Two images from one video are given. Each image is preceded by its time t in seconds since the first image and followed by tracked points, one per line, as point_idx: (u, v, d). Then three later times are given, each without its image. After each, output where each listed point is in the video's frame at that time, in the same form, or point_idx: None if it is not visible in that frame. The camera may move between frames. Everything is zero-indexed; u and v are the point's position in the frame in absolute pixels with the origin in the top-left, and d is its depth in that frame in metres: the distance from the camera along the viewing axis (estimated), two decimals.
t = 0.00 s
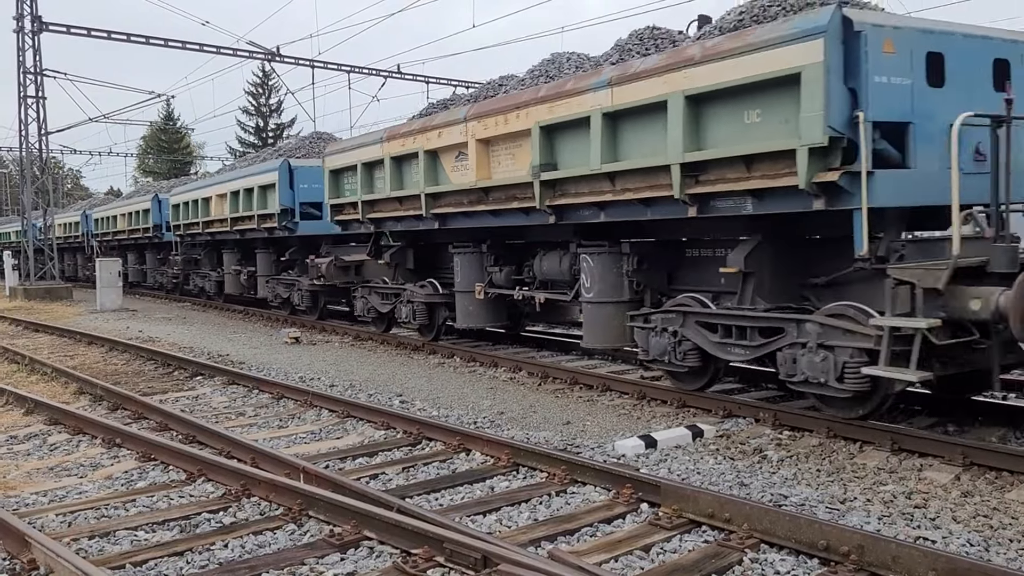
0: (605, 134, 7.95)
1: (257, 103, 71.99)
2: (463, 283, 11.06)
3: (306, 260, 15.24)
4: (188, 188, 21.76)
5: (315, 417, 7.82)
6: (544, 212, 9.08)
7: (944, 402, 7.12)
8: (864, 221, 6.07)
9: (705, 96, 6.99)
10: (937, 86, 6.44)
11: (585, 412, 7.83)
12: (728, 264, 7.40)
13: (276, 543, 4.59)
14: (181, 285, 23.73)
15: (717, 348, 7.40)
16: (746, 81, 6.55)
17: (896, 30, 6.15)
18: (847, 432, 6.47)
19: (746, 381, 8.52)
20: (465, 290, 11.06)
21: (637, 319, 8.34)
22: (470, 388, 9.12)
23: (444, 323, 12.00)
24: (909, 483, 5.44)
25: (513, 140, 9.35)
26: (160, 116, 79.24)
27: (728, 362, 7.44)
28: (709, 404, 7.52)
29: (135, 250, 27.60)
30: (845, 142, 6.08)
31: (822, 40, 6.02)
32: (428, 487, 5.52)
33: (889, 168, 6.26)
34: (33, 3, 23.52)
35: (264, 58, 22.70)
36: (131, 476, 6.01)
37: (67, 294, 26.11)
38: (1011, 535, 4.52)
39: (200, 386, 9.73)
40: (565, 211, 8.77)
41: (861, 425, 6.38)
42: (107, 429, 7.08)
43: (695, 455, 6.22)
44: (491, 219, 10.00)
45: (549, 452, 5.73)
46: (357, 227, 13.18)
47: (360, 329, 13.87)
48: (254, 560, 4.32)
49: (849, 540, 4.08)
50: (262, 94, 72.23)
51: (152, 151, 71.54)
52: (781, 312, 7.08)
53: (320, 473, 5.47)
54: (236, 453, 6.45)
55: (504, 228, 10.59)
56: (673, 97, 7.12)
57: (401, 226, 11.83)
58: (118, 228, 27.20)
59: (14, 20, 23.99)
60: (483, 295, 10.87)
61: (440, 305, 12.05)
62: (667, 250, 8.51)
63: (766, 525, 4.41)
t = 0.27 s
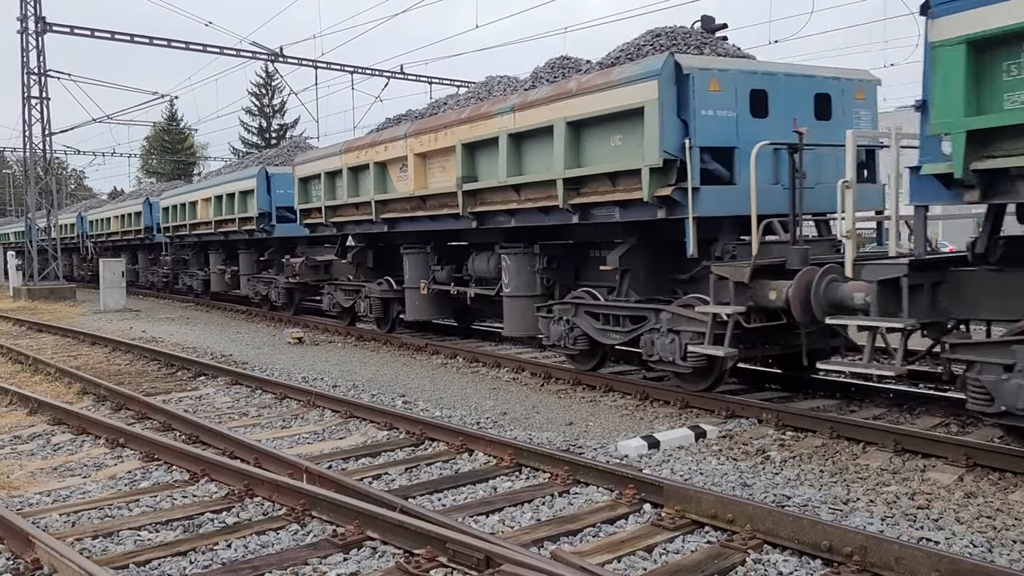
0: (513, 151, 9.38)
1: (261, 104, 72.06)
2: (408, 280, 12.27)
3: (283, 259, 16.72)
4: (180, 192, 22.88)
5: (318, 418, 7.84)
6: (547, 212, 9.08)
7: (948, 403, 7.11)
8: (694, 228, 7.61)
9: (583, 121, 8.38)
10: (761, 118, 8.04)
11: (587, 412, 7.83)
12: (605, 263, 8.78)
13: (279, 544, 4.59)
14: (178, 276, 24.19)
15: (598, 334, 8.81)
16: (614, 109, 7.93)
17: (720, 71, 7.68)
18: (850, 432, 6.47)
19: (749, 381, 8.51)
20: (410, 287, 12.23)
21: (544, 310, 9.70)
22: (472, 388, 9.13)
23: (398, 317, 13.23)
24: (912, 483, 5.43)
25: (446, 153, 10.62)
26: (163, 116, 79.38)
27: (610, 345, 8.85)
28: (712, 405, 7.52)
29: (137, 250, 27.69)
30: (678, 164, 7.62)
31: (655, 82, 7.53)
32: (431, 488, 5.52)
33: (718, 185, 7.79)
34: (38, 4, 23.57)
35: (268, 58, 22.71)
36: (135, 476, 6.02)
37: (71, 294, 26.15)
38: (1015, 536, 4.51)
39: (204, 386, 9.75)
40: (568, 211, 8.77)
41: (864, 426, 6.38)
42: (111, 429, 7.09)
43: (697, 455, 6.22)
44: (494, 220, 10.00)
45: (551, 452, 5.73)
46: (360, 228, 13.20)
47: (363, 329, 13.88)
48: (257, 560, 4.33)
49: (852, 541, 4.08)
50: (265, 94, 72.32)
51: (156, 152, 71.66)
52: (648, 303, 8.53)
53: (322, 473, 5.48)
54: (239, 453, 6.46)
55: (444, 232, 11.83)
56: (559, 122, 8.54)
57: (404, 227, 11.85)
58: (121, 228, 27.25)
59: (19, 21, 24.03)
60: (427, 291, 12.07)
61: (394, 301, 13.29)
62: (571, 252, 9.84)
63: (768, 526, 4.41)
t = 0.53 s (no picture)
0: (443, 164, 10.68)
1: (263, 104, 72.12)
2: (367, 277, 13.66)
3: (264, 260, 17.98)
4: (177, 195, 23.41)
5: (320, 418, 7.84)
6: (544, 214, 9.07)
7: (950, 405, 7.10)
8: (577, 231, 8.88)
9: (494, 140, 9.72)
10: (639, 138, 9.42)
11: (590, 413, 7.83)
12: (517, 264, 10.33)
13: (282, 544, 4.60)
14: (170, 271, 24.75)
15: (554, 330, 9.33)
16: (510, 131, 9.30)
17: (602, 100, 8.98)
18: (852, 433, 6.46)
19: (751, 382, 8.51)
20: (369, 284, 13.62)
21: (473, 302, 11.06)
22: (475, 389, 9.13)
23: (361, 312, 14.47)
24: (915, 484, 5.43)
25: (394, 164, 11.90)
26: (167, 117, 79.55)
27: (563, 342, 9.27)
28: (714, 406, 7.52)
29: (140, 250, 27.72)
30: (564, 177, 8.88)
31: (544, 109, 8.79)
32: (433, 488, 5.53)
33: (601, 195, 9.11)
34: (41, 5, 23.62)
35: (271, 59, 22.73)
36: (138, 476, 6.03)
37: (74, 295, 26.18)
38: (1017, 537, 4.51)
39: (206, 386, 9.75)
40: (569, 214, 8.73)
41: (866, 427, 6.37)
42: (114, 429, 7.11)
43: (700, 456, 6.22)
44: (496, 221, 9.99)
45: (553, 453, 5.73)
46: (362, 229, 13.20)
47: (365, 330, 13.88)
48: (259, 560, 4.34)
49: (854, 542, 4.08)
50: (268, 95, 72.40)
51: (159, 152, 71.75)
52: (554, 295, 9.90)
53: (325, 473, 5.48)
54: (241, 453, 6.46)
55: (399, 236, 13.14)
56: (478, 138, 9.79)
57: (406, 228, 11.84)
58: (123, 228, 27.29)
59: (22, 22, 24.07)
60: (382, 287, 13.42)
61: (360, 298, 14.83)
62: (496, 253, 11.16)
63: (771, 527, 4.41)
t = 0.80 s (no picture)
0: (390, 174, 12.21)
1: (265, 105, 72.18)
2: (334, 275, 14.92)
3: (245, 260, 19.02)
4: (179, 195, 23.46)
5: (323, 418, 7.85)
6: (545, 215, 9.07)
7: (954, 404, 7.09)
8: (496, 233, 10.54)
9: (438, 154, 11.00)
10: (549, 153, 11.03)
11: (592, 413, 7.83)
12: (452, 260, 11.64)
13: (285, 543, 4.61)
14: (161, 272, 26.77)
15: (451, 314, 11.58)
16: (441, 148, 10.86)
17: (515, 120, 10.60)
18: (856, 433, 6.45)
19: (754, 382, 8.51)
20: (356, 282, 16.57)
21: (421, 297, 12.33)
22: (477, 389, 9.13)
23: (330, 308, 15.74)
24: (918, 484, 5.42)
25: (350, 173, 13.38)
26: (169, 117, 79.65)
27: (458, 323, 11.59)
28: (717, 405, 7.52)
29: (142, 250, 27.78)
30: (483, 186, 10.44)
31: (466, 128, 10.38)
32: (436, 488, 5.53)
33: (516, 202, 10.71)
34: (44, 5, 23.65)
35: (273, 60, 22.76)
36: (141, 476, 6.04)
37: (77, 295, 26.22)
38: (1021, 537, 4.50)
39: (209, 386, 9.76)
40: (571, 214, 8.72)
41: (870, 427, 6.37)
42: (117, 429, 7.12)
43: (702, 455, 6.22)
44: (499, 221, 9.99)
45: (556, 452, 5.73)
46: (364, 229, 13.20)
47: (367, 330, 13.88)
48: (263, 560, 4.35)
49: (857, 542, 4.07)
50: (271, 95, 72.43)
51: (161, 153, 71.80)
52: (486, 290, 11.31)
53: (327, 473, 5.49)
54: (244, 453, 6.47)
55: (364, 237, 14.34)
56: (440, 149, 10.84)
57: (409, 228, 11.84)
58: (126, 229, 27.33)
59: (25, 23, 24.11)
60: (347, 284, 14.64)
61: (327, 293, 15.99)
62: (443, 255, 12.69)
63: (774, 527, 4.41)
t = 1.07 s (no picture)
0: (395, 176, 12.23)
1: (267, 106, 72.23)
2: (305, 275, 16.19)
3: (239, 259, 19.57)
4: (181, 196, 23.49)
5: (326, 419, 7.86)
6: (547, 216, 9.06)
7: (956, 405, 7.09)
8: (429, 237, 12.04)
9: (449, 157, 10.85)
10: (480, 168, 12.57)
11: (594, 413, 7.83)
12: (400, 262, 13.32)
13: (288, 544, 4.61)
14: (151, 272, 27.28)
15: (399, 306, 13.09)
16: (387, 160, 12.39)
17: (448, 137, 12.12)
18: (858, 433, 6.45)
19: (756, 383, 8.49)
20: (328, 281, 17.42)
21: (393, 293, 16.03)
22: (479, 389, 9.12)
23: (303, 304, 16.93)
24: (921, 484, 5.42)
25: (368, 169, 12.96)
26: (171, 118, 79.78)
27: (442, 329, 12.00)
28: (719, 406, 7.51)
29: (144, 251, 27.83)
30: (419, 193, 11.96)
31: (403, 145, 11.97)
32: (438, 488, 5.53)
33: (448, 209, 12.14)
34: (47, 7, 23.68)
35: (275, 61, 22.78)
36: (144, 476, 6.05)
37: (80, 296, 26.26)
38: None
39: (211, 387, 9.77)
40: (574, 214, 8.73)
41: (872, 427, 6.36)
42: (120, 430, 7.14)
43: (705, 456, 6.21)
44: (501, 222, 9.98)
45: (559, 453, 5.73)
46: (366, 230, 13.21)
47: (370, 331, 13.87)
48: (265, 561, 4.35)
49: (860, 542, 4.07)
50: (273, 96, 72.50)
51: (163, 154, 71.88)
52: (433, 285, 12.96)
53: (330, 474, 5.49)
54: (247, 453, 6.48)
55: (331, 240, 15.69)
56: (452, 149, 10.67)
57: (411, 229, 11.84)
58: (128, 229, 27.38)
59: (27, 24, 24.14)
60: (316, 282, 15.93)
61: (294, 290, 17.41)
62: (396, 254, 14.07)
63: (776, 527, 4.41)
